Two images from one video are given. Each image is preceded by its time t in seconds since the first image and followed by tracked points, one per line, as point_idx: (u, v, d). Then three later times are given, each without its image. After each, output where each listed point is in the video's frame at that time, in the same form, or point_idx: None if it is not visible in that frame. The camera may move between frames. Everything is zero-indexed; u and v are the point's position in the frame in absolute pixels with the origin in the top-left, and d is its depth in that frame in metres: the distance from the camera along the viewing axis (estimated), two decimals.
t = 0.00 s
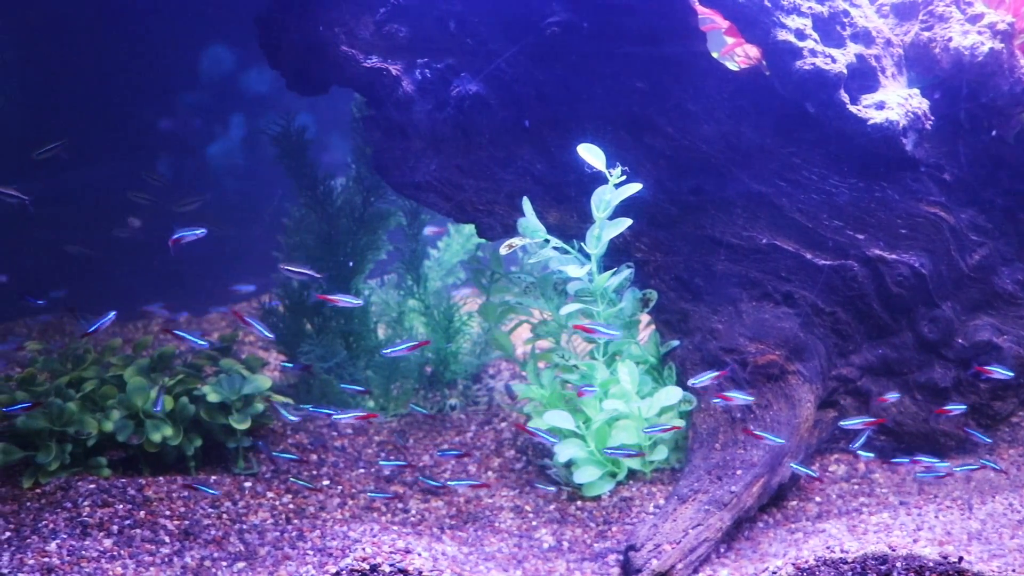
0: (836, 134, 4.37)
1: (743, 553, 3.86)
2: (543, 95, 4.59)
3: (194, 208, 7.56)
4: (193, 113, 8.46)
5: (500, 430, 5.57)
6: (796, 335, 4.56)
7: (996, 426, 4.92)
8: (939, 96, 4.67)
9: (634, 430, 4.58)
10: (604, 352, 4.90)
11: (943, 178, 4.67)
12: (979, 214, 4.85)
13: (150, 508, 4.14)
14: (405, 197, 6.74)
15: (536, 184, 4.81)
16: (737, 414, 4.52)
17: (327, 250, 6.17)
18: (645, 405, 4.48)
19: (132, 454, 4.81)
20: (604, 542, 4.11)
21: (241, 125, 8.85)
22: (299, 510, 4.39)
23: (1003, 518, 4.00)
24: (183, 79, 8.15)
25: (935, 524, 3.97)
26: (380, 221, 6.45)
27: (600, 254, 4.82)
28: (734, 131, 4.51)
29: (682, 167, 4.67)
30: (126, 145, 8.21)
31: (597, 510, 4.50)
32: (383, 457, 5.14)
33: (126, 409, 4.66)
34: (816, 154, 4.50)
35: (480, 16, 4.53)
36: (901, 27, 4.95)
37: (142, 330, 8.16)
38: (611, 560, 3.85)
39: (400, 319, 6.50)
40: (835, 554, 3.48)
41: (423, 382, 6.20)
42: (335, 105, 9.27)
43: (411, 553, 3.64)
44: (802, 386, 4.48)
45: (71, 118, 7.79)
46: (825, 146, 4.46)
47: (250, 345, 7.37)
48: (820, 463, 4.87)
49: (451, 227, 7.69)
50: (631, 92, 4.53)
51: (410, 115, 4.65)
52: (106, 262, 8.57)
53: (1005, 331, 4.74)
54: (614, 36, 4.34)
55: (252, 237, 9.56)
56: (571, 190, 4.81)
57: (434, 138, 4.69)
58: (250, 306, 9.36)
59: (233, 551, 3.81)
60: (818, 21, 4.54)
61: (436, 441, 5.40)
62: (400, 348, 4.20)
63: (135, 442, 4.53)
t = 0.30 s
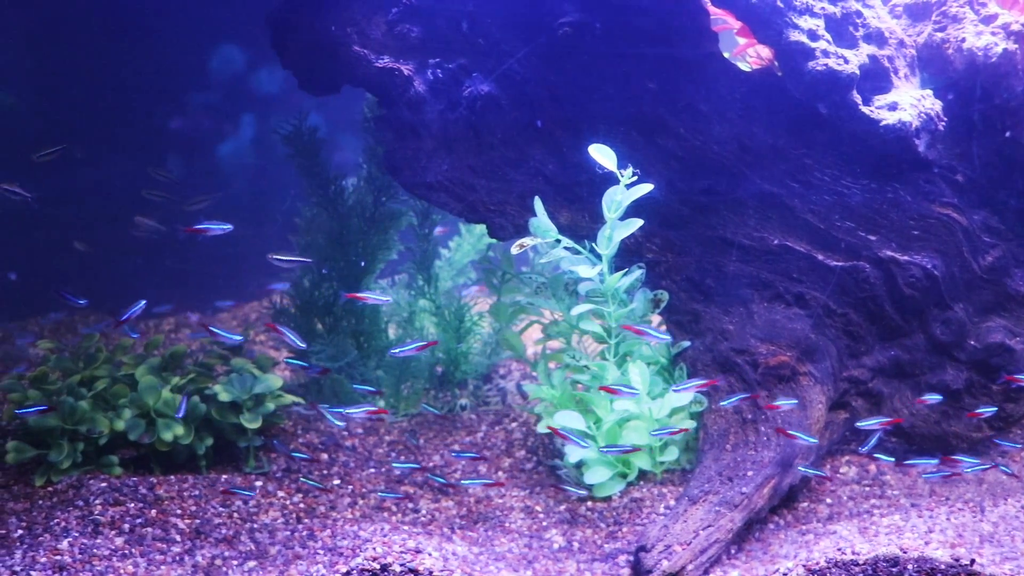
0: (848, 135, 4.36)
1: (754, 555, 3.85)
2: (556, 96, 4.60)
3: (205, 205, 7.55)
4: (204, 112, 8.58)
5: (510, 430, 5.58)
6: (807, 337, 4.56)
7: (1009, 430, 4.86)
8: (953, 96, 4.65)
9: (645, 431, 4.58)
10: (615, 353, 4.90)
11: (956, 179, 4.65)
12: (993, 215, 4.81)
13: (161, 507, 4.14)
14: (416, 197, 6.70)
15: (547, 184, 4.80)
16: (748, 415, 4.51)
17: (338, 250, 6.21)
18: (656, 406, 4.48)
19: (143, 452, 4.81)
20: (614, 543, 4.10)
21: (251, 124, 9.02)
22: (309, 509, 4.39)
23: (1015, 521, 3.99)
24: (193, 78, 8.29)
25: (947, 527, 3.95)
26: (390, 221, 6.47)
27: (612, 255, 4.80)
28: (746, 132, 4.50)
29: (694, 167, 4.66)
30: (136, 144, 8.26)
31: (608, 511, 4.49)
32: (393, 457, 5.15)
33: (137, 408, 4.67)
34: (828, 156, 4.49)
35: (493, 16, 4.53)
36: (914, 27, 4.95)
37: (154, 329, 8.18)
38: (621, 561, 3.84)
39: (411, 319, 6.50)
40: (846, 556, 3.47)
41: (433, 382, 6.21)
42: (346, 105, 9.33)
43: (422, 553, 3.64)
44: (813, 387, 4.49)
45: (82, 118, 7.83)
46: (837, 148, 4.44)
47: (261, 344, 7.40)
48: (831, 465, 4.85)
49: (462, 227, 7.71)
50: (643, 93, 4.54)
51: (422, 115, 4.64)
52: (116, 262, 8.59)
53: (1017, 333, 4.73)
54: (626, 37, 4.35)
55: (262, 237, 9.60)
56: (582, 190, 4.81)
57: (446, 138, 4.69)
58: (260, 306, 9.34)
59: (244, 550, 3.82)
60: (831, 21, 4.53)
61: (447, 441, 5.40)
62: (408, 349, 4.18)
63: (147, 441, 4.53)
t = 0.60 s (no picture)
0: (861, 136, 4.35)
1: (765, 556, 3.84)
2: (567, 96, 4.60)
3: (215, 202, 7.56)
4: (214, 112, 8.65)
5: (520, 430, 5.58)
6: (818, 338, 4.55)
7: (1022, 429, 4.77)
8: (966, 97, 4.66)
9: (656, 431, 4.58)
10: (625, 354, 4.89)
11: (968, 181, 4.64)
12: (1007, 217, 4.76)
13: (171, 506, 4.15)
14: (427, 197, 6.82)
15: (558, 184, 4.80)
16: (759, 416, 4.52)
17: (349, 249, 6.22)
18: (666, 406, 4.49)
19: (154, 451, 4.82)
20: (624, 544, 4.10)
21: (262, 124, 9.02)
22: (319, 509, 4.39)
23: None
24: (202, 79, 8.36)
25: (959, 529, 3.94)
26: (401, 221, 6.51)
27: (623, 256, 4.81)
28: (758, 133, 4.49)
29: (705, 168, 4.65)
30: (146, 143, 8.35)
31: (618, 512, 4.48)
32: (403, 457, 5.15)
33: (149, 407, 4.68)
34: (841, 156, 4.47)
35: (505, 16, 4.53)
36: (927, 28, 4.96)
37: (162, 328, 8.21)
38: (632, 561, 3.84)
39: (421, 319, 6.50)
40: (857, 557, 3.47)
41: (443, 383, 6.21)
42: (356, 105, 9.29)
43: (432, 553, 3.64)
44: (824, 388, 4.46)
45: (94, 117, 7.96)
46: (849, 148, 4.43)
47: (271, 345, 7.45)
48: (841, 466, 4.83)
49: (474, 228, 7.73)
50: (654, 93, 4.53)
51: (433, 115, 4.65)
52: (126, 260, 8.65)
53: None
54: (638, 37, 4.36)
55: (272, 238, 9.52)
56: (593, 191, 4.80)
57: (457, 138, 4.70)
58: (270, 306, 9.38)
59: (254, 549, 3.83)
60: (843, 22, 4.53)
61: (457, 441, 5.41)
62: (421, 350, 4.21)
63: (157, 440, 4.54)
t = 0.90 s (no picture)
0: (873, 137, 4.34)
1: (774, 558, 3.84)
2: (578, 96, 4.60)
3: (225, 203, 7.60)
4: (224, 112, 8.74)
5: (530, 430, 5.58)
6: (829, 340, 4.53)
7: None
8: (978, 98, 4.64)
9: (665, 432, 4.57)
10: (635, 354, 4.89)
11: (980, 182, 4.62)
12: (1019, 219, 4.77)
13: (181, 505, 4.16)
14: (437, 197, 6.81)
15: (568, 185, 4.80)
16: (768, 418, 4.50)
17: (359, 249, 6.23)
18: (676, 407, 4.47)
19: (164, 450, 4.83)
20: (634, 544, 4.10)
21: (270, 124, 9.15)
22: (329, 508, 4.40)
23: None
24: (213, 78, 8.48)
25: (970, 531, 3.92)
26: (412, 221, 6.53)
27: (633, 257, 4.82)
28: (770, 134, 4.48)
29: (717, 169, 4.64)
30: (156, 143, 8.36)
31: (627, 512, 4.47)
32: (413, 457, 5.15)
33: (159, 406, 4.69)
34: (852, 158, 4.46)
35: (516, 17, 4.53)
36: (939, 29, 4.95)
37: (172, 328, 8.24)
38: (641, 562, 3.83)
39: (431, 319, 6.50)
40: (868, 559, 3.46)
41: (453, 383, 6.22)
42: (365, 105, 9.29)
43: (442, 553, 3.64)
44: (835, 390, 4.46)
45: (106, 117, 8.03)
46: (861, 150, 4.42)
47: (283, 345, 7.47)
48: (851, 468, 4.81)
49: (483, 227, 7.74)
50: (665, 94, 4.53)
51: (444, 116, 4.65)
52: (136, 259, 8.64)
53: None
54: (650, 38, 4.35)
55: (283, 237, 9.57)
56: (604, 191, 4.80)
57: (468, 138, 4.70)
58: (279, 306, 9.39)
59: (264, 548, 3.83)
60: (855, 23, 4.51)
61: (466, 441, 5.41)
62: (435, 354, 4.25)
63: (167, 438, 4.55)
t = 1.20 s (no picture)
0: (888, 139, 4.32)
1: (787, 560, 3.82)
2: (592, 97, 4.60)
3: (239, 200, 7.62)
4: (237, 111, 8.69)
5: (542, 430, 5.58)
6: (842, 341, 4.52)
7: None
8: (995, 100, 4.66)
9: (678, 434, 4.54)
10: (648, 355, 4.88)
11: (996, 184, 4.60)
12: None
13: (194, 503, 4.17)
14: (451, 197, 6.80)
15: (582, 185, 4.80)
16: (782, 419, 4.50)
17: (372, 249, 6.27)
18: (689, 409, 4.45)
19: (178, 448, 4.86)
20: (646, 546, 4.09)
21: (282, 124, 9.07)
22: (341, 508, 4.41)
23: None
24: (227, 77, 8.42)
25: (984, 535, 3.90)
26: (424, 222, 6.58)
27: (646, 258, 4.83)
28: (784, 135, 4.47)
29: (731, 170, 4.64)
30: (169, 143, 8.37)
31: (639, 514, 4.46)
32: (424, 457, 5.16)
33: (172, 405, 4.72)
34: (867, 159, 4.45)
35: (531, 17, 4.53)
36: (955, 30, 4.93)
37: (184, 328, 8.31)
38: (653, 564, 3.82)
39: (443, 319, 6.50)
40: (881, 562, 3.44)
41: (465, 382, 6.22)
42: (378, 104, 9.20)
43: (454, 553, 3.64)
44: (848, 392, 4.47)
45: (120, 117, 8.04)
46: (876, 151, 4.40)
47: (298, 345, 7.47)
48: (864, 470, 4.80)
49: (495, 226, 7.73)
50: (679, 95, 4.52)
51: (459, 116, 4.66)
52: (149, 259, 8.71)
53: None
54: (664, 38, 4.35)
55: (296, 238, 9.64)
56: (617, 192, 4.80)
57: (482, 138, 4.70)
58: (292, 306, 9.50)
59: (277, 547, 3.84)
60: (870, 24, 4.49)
61: (478, 441, 5.41)
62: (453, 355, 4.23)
63: (181, 437, 4.57)
